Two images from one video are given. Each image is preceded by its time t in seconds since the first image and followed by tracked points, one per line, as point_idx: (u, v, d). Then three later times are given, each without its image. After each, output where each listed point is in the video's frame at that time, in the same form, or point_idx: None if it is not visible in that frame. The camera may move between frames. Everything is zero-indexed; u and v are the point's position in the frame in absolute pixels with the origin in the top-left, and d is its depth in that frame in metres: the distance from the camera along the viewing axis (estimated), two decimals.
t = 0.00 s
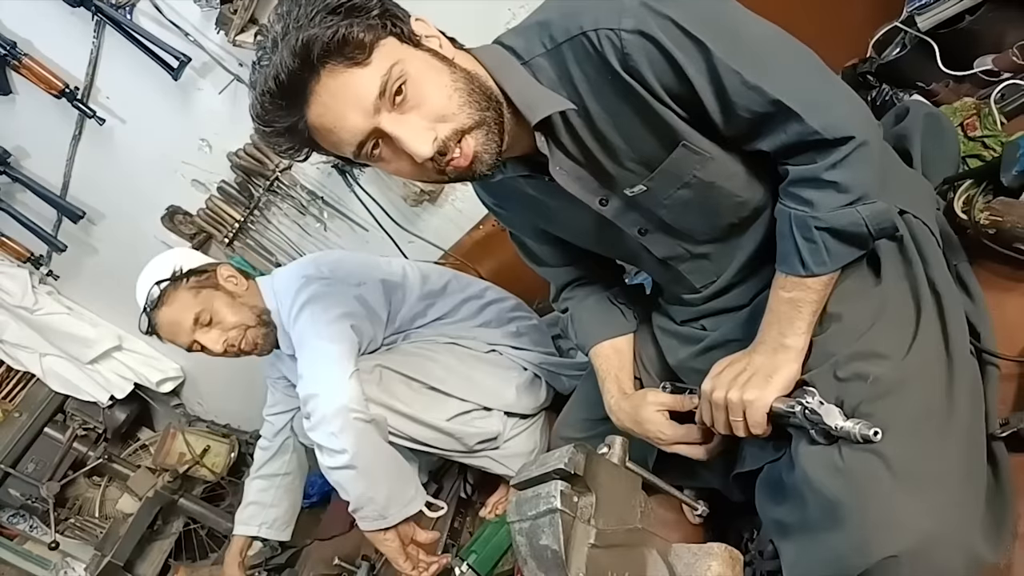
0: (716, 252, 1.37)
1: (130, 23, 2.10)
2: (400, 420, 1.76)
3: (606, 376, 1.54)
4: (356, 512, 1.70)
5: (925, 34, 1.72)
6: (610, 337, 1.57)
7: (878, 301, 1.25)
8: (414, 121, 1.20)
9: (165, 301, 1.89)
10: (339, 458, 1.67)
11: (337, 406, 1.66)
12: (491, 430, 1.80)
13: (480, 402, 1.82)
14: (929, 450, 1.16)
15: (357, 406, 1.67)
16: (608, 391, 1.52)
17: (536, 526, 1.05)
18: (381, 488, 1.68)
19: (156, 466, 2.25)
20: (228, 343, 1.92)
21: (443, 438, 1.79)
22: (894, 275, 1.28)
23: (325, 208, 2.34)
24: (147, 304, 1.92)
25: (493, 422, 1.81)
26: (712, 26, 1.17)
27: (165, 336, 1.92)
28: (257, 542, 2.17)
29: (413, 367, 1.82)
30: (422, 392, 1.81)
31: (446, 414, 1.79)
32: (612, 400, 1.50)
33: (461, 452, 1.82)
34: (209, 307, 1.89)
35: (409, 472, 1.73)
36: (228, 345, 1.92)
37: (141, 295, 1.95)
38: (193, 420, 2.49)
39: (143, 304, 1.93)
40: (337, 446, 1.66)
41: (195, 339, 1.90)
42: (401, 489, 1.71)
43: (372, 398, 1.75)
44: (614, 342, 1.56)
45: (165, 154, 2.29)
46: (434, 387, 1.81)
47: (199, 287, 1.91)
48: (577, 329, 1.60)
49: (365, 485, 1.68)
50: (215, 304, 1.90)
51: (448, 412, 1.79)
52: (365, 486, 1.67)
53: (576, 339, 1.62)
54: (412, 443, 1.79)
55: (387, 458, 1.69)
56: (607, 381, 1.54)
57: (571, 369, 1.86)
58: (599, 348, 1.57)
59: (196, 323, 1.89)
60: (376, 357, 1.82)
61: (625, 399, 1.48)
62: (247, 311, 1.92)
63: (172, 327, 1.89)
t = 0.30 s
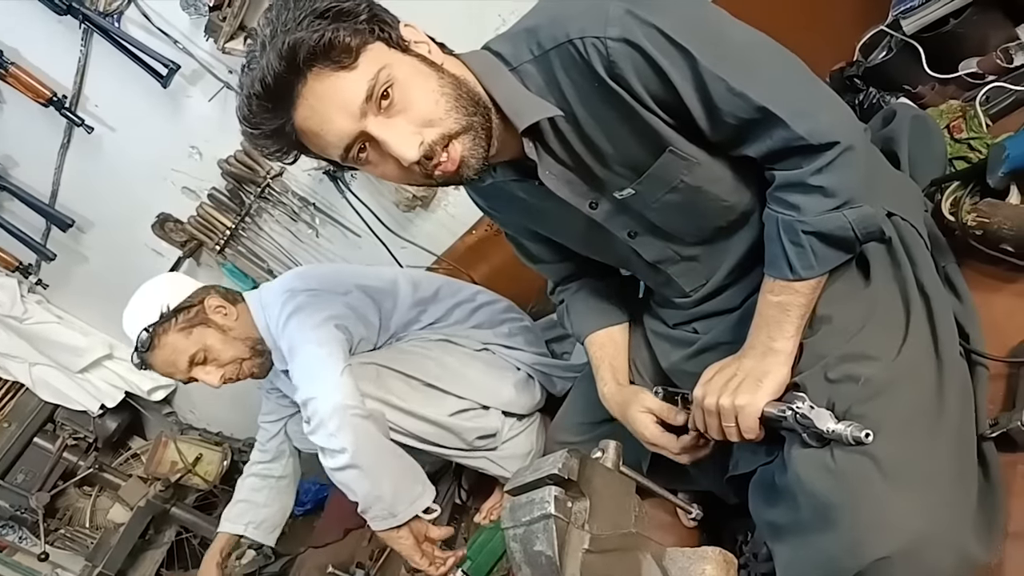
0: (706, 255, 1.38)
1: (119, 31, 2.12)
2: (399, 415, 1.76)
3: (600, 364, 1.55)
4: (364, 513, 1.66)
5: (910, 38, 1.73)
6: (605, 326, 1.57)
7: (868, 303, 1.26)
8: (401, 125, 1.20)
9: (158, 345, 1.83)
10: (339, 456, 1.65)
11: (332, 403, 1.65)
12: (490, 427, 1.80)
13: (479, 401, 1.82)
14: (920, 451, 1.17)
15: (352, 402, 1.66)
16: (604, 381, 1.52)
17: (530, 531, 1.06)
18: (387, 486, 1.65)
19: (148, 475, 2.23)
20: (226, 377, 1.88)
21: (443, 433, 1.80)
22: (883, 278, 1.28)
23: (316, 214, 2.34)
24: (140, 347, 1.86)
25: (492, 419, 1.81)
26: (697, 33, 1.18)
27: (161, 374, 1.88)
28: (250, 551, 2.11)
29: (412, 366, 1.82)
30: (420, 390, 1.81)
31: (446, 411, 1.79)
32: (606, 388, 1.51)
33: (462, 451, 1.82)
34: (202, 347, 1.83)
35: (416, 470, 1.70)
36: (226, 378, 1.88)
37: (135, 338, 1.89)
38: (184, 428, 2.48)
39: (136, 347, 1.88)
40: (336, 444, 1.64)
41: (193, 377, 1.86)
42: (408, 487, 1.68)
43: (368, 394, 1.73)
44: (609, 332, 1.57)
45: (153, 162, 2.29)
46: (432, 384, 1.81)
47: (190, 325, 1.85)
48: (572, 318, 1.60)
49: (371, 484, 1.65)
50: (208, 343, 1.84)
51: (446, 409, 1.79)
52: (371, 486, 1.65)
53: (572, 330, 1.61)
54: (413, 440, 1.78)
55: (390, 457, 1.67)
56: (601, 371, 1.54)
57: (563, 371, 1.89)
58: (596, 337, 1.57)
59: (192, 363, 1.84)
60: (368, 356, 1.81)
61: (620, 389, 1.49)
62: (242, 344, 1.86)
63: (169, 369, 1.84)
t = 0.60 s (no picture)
0: (698, 259, 1.39)
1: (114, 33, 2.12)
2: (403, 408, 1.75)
3: (598, 353, 1.56)
4: (373, 504, 1.64)
5: (901, 46, 1.75)
6: (603, 316, 1.58)
7: (861, 309, 1.27)
8: (396, 125, 1.20)
9: (155, 369, 1.81)
10: (345, 444, 1.63)
11: (335, 390, 1.65)
12: (491, 419, 1.81)
13: (477, 394, 1.82)
14: (911, 455, 1.18)
15: (356, 387, 1.66)
16: (604, 369, 1.53)
17: (523, 536, 1.06)
18: (394, 472, 1.63)
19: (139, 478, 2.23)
20: (225, 395, 1.87)
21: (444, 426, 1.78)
22: (874, 282, 1.29)
23: (311, 217, 2.34)
24: (136, 371, 1.83)
25: (491, 412, 1.82)
26: (691, 39, 1.19)
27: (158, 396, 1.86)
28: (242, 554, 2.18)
29: (409, 357, 1.82)
30: (420, 382, 1.80)
31: (448, 404, 1.79)
32: (603, 377, 1.52)
33: (464, 446, 1.82)
34: (201, 369, 1.83)
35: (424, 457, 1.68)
36: (225, 397, 1.88)
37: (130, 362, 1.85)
38: (176, 432, 2.47)
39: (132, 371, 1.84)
40: (342, 431, 1.63)
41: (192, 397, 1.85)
42: (416, 474, 1.65)
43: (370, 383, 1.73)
44: (606, 323, 1.58)
45: (147, 164, 2.28)
46: (433, 377, 1.81)
47: (187, 347, 1.83)
48: (571, 309, 1.60)
49: (377, 471, 1.63)
50: (205, 363, 1.83)
51: (446, 403, 1.79)
52: (380, 474, 1.63)
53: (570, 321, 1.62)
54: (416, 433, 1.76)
55: (397, 444, 1.65)
56: (599, 359, 1.55)
57: (554, 373, 1.91)
58: (593, 327, 1.58)
59: (190, 385, 1.83)
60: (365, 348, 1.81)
61: (617, 377, 1.50)
62: (239, 361, 1.85)
63: (167, 391, 1.83)
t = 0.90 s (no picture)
0: (692, 266, 1.39)
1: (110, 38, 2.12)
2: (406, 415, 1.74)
3: (608, 341, 1.54)
4: (375, 502, 1.63)
5: (894, 57, 1.75)
6: (604, 308, 1.59)
7: (852, 317, 1.28)
8: (394, 131, 1.20)
9: (152, 381, 1.78)
10: (349, 436, 1.63)
11: (340, 382, 1.65)
12: (485, 425, 1.81)
13: (471, 399, 1.82)
14: (904, 464, 1.18)
15: (361, 378, 1.66)
16: (615, 353, 1.52)
17: (515, 543, 1.06)
18: (399, 468, 1.62)
19: (129, 483, 2.24)
20: (220, 406, 1.85)
21: (437, 432, 1.77)
22: (868, 291, 1.30)
23: (305, 222, 2.34)
24: (131, 383, 1.79)
25: (485, 419, 1.82)
26: (687, 47, 1.19)
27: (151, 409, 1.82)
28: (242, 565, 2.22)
29: (401, 359, 1.82)
30: (415, 386, 1.80)
31: (444, 409, 1.79)
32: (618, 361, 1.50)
33: (455, 452, 1.81)
34: (199, 380, 1.81)
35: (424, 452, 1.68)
36: (221, 407, 1.86)
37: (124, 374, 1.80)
38: (167, 437, 2.47)
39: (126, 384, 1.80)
40: (347, 422, 1.63)
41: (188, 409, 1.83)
42: (420, 469, 1.65)
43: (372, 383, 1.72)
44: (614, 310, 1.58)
45: (141, 168, 2.28)
46: (430, 382, 1.81)
47: (183, 359, 1.81)
48: (572, 306, 1.62)
49: (381, 466, 1.62)
50: (201, 374, 1.81)
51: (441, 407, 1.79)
52: (383, 468, 1.62)
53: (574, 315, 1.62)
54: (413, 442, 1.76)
55: (399, 439, 1.64)
56: (608, 345, 1.54)
57: (549, 379, 1.91)
58: (601, 314, 1.58)
59: (187, 396, 1.81)
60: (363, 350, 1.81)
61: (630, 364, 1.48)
62: (235, 372, 1.84)
63: (164, 403, 1.80)
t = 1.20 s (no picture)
0: (688, 274, 1.39)
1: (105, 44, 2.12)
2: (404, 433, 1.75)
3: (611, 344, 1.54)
4: (372, 518, 1.64)
5: (889, 63, 1.76)
6: (614, 307, 1.58)
7: (848, 325, 1.28)
8: (389, 139, 1.20)
9: (148, 396, 1.78)
10: (345, 453, 1.63)
11: (337, 398, 1.65)
12: (477, 441, 1.80)
13: (465, 412, 1.82)
14: (900, 471, 1.18)
15: (358, 395, 1.66)
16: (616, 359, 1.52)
17: (510, 551, 1.05)
18: (397, 485, 1.63)
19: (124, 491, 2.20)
20: (218, 418, 1.85)
21: (431, 447, 1.78)
22: (863, 298, 1.30)
23: (300, 229, 2.34)
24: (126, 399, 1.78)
25: (478, 433, 1.81)
26: (682, 55, 1.19)
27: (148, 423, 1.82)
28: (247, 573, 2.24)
29: (395, 374, 1.82)
30: (408, 400, 1.80)
31: (438, 423, 1.79)
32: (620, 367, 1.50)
33: (448, 465, 1.81)
34: (195, 393, 1.80)
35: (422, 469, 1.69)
36: (218, 419, 1.85)
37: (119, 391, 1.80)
38: (163, 443, 2.46)
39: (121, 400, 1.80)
40: (343, 439, 1.62)
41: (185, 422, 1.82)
42: (418, 486, 1.66)
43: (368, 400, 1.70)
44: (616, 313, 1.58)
45: (137, 175, 2.28)
46: (425, 397, 1.81)
47: (179, 372, 1.80)
48: (575, 307, 1.62)
49: (380, 482, 1.62)
50: (198, 388, 1.81)
51: (435, 421, 1.79)
52: (382, 485, 1.62)
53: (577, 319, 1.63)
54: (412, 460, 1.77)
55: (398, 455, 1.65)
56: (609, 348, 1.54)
57: (548, 387, 1.91)
58: (602, 318, 1.58)
59: (184, 410, 1.80)
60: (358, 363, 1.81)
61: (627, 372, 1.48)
62: (232, 384, 1.84)
63: (160, 417, 1.79)
